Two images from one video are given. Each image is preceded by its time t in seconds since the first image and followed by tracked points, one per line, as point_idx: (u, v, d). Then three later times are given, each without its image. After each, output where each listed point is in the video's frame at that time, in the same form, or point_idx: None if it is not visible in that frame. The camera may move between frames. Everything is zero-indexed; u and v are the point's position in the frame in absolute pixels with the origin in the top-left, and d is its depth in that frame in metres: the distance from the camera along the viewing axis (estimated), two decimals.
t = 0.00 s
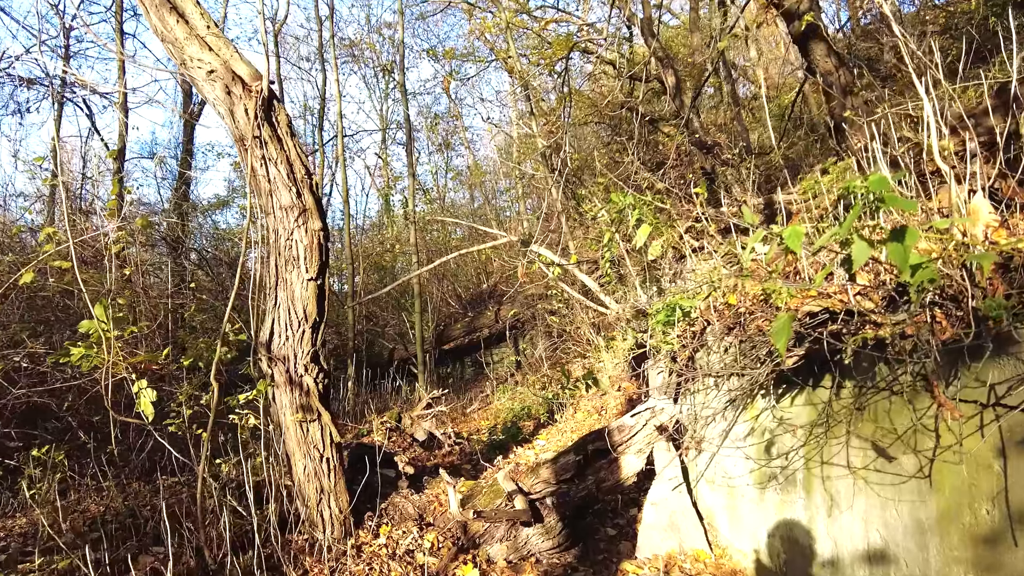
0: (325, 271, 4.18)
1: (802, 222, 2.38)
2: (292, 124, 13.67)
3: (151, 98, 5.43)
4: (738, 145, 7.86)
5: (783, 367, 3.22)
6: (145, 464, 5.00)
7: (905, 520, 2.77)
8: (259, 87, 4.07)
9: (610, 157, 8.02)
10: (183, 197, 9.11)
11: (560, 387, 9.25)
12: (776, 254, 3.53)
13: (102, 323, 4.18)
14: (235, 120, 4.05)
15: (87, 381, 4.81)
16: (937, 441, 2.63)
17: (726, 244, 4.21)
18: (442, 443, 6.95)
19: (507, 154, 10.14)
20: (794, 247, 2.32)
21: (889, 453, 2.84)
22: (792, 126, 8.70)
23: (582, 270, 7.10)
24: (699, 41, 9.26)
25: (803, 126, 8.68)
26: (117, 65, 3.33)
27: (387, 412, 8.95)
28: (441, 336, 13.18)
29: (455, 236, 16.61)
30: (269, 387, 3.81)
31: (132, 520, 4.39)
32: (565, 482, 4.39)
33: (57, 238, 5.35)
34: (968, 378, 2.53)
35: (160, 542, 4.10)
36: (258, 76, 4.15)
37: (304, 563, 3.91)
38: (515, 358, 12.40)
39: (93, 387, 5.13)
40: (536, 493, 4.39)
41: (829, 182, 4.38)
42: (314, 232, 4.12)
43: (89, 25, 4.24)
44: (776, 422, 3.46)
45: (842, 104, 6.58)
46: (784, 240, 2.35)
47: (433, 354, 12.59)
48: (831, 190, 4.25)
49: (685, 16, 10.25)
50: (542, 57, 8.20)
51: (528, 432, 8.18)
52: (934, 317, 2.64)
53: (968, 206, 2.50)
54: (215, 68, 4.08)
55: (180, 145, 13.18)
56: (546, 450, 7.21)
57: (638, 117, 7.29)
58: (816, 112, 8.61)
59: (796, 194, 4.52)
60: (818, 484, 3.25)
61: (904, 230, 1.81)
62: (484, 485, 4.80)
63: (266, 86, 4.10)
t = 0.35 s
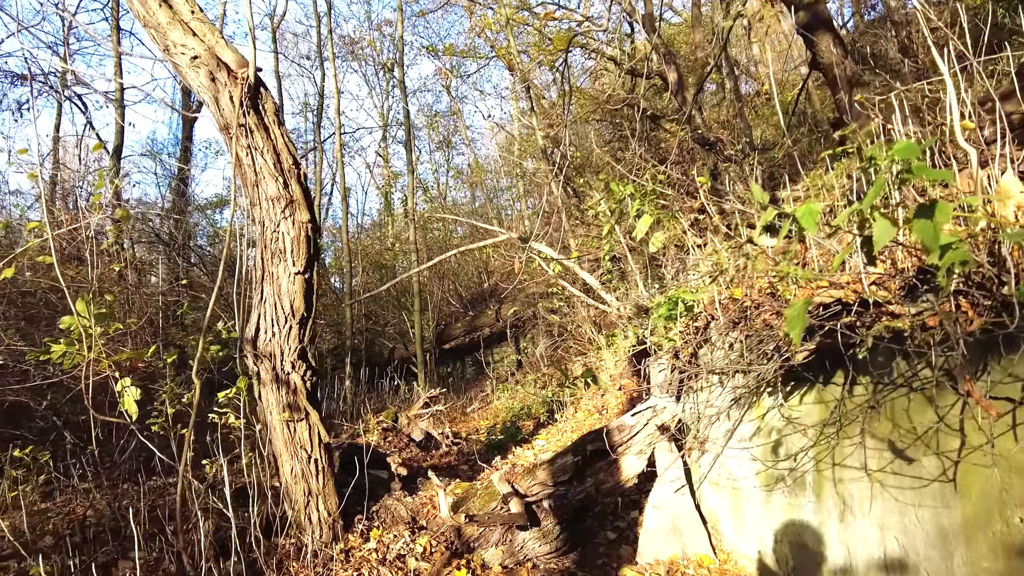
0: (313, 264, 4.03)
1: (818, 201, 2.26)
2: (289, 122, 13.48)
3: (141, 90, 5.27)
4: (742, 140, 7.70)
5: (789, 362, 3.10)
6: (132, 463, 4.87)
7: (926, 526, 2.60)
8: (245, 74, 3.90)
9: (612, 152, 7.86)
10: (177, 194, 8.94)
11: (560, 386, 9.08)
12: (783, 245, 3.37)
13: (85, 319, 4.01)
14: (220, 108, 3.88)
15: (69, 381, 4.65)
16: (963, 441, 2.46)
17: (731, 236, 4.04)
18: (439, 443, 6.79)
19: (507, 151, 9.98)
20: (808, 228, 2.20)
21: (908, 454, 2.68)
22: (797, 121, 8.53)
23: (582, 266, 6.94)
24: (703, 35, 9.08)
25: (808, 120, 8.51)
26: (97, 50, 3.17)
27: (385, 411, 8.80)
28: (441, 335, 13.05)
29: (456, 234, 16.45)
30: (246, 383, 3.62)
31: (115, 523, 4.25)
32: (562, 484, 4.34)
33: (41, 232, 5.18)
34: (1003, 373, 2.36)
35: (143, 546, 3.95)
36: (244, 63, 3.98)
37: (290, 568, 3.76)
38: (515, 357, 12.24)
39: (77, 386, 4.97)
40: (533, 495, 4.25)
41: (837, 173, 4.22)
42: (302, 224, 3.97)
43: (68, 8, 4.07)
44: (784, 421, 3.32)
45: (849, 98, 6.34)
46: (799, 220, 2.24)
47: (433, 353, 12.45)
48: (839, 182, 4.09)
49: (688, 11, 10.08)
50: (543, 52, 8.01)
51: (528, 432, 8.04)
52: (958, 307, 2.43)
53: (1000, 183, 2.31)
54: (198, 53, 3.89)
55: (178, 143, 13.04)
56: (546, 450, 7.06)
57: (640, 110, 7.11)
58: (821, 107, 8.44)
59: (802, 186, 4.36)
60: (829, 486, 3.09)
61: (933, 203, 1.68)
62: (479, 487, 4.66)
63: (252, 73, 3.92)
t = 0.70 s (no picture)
0: (304, 261, 3.90)
1: (837, 184, 2.01)
2: (290, 121, 13.35)
3: (132, 84, 5.14)
4: (748, 136, 7.53)
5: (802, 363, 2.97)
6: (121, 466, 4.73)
7: (955, 537, 2.54)
8: (233, 64, 3.76)
9: (615, 149, 7.70)
10: (175, 192, 8.82)
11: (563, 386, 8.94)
12: (792, 240, 3.22)
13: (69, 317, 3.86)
14: (207, 99, 3.74)
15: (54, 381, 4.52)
16: (996, 450, 2.44)
17: (737, 233, 3.90)
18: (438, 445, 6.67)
19: (509, 148, 9.83)
20: (830, 214, 1.94)
21: (933, 462, 2.62)
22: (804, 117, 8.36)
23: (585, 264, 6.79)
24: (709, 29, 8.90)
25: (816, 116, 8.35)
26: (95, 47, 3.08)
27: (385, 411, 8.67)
28: (444, 335, 12.92)
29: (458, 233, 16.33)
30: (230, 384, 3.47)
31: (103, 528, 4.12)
32: (562, 489, 4.19)
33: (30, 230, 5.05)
34: None
35: (128, 553, 3.82)
36: (232, 53, 3.84)
37: None
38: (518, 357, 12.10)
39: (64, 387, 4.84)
40: (532, 500, 4.09)
41: (848, 167, 4.06)
42: (292, 220, 3.83)
43: None
44: (795, 425, 3.17)
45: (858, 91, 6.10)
46: (817, 205, 1.98)
47: (435, 353, 12.32)
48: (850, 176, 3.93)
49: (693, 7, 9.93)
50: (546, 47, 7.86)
51: (530, 433, 7.90)
52: (992, 302, 2.32)
53: None
54: (184, 42, 3.74)
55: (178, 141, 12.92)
56: (547, 452, 6.91)
57: (644, 105, 6.96)
58: (829, 103, 8.26)
59: (812, 180, 4.20)
60: (844, 495, 2.96)
61: (978, 185, 1.62)
62: (477, 492, 4.53)
63: (240, 63, 3.78)
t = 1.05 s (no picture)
0: (302, 259, 3.77)
1: (873, 170, 1.81)
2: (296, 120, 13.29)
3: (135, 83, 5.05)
4: (761, 131, 7.35)
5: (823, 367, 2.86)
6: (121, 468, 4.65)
7: (997, 559, 2.27)
8: (229, 56, 3.65)
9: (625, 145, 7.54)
10: (180, 191, 8.75)
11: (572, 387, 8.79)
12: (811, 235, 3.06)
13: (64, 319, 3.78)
14: (202, 92, 3.62)
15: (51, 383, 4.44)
16: None
17: (752, 229, 3.74)
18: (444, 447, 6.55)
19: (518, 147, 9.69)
20: (866, 201, 1.73)
21: (972, 475, 2.40)
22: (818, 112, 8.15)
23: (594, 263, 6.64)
24: (720, 24, 8.71)
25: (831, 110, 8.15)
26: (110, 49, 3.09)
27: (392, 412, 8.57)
28: (452, 335, 12.81)
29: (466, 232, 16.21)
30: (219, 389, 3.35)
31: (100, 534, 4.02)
32: (570, 497, 4.13)
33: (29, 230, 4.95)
34: None
35: (123, 559, 3.72)
36: (228, 45, 3.73)
37: None
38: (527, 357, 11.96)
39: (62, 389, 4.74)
40: (538, 507, 4.05)
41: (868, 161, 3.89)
42: (290, 217, 3.72)
43: None
44: (815, 431, 3.03)
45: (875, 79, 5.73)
46: (852, 192, 1.78)
47: (443, 353, 12.21)
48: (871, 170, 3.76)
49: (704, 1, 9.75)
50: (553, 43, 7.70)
51: (539, 435, 7.77)
52: None
53: None
54: (178, 34, 3.64)
55: (186, 141, 12.89)
56: (556, 455, 6.77)
57: (654, 99, 6.79)
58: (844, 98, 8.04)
59: (831, 174, 4.03)
60: (870, 507, 2.77)
61: None
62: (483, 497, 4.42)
63: (237, 56, 3.67)
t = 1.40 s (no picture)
0: (305, 259, 3.69)
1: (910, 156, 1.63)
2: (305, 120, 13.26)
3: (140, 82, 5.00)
4: (776, 128, 7.18)
5: (846, 370, 2.76)
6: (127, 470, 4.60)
7: None
8: (230, 52, 3.58)
9: (636, 143, 7.41)
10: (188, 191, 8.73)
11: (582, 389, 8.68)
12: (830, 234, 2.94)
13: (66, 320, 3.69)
14: (203, 89, 3.56)
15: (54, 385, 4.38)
16: None
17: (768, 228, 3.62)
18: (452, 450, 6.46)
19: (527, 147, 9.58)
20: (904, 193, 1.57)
21: (1011, 488, 2.25)
22: (835, 108, 7.96)
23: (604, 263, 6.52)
24: (734, 20, 8.54)
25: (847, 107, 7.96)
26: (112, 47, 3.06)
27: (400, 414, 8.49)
28: (461, 335, 12.72)
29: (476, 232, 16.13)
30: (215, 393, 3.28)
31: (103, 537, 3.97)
32: (580, 503, 4.02)
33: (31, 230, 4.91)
34: None
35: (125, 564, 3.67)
36: (230, 41, 3.66)
37: None
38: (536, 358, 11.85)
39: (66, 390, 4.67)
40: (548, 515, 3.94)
41: (891, 157, 3.74)
42: (293, 215, 3.64)
43: None
44: (837, 438, 2.93)
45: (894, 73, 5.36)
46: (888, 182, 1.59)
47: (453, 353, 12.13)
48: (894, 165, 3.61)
49: None
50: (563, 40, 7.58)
51: (549, 437, 7.65)
52: None
53: None
54: (179, 30, 3.57)
55: (196, 142, 12.92)
56: (566, 458, 6.66)
57: (665, 96, 6.67)
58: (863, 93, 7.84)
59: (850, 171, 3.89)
60: (896, 519, 2.67)
61: None
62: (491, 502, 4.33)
63: (238, 52, 3.60)
